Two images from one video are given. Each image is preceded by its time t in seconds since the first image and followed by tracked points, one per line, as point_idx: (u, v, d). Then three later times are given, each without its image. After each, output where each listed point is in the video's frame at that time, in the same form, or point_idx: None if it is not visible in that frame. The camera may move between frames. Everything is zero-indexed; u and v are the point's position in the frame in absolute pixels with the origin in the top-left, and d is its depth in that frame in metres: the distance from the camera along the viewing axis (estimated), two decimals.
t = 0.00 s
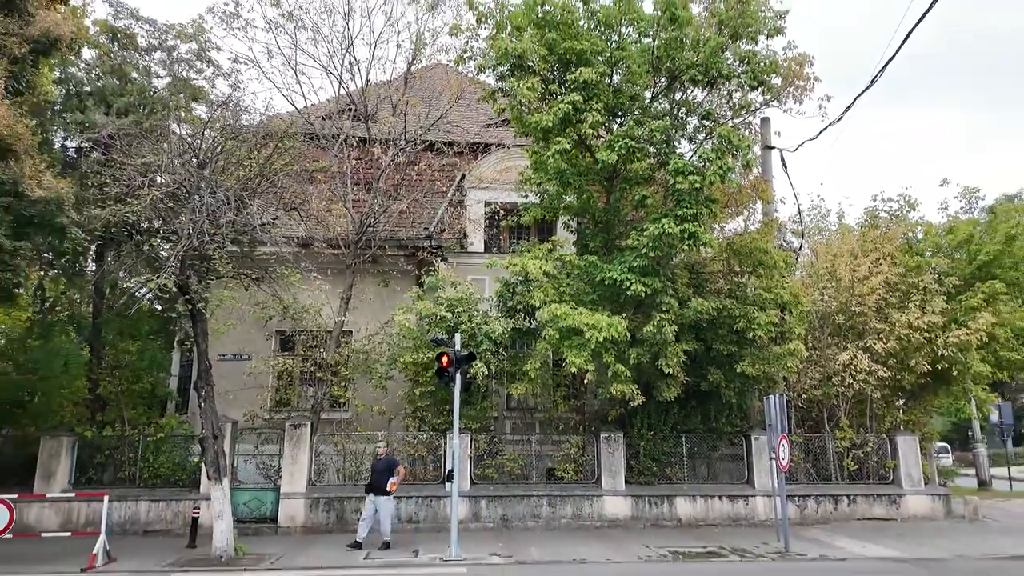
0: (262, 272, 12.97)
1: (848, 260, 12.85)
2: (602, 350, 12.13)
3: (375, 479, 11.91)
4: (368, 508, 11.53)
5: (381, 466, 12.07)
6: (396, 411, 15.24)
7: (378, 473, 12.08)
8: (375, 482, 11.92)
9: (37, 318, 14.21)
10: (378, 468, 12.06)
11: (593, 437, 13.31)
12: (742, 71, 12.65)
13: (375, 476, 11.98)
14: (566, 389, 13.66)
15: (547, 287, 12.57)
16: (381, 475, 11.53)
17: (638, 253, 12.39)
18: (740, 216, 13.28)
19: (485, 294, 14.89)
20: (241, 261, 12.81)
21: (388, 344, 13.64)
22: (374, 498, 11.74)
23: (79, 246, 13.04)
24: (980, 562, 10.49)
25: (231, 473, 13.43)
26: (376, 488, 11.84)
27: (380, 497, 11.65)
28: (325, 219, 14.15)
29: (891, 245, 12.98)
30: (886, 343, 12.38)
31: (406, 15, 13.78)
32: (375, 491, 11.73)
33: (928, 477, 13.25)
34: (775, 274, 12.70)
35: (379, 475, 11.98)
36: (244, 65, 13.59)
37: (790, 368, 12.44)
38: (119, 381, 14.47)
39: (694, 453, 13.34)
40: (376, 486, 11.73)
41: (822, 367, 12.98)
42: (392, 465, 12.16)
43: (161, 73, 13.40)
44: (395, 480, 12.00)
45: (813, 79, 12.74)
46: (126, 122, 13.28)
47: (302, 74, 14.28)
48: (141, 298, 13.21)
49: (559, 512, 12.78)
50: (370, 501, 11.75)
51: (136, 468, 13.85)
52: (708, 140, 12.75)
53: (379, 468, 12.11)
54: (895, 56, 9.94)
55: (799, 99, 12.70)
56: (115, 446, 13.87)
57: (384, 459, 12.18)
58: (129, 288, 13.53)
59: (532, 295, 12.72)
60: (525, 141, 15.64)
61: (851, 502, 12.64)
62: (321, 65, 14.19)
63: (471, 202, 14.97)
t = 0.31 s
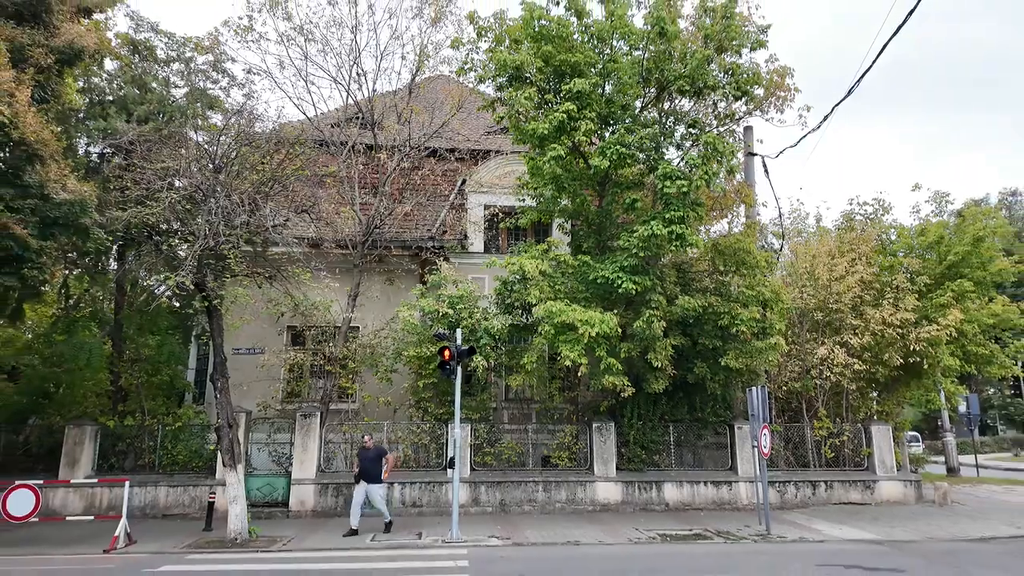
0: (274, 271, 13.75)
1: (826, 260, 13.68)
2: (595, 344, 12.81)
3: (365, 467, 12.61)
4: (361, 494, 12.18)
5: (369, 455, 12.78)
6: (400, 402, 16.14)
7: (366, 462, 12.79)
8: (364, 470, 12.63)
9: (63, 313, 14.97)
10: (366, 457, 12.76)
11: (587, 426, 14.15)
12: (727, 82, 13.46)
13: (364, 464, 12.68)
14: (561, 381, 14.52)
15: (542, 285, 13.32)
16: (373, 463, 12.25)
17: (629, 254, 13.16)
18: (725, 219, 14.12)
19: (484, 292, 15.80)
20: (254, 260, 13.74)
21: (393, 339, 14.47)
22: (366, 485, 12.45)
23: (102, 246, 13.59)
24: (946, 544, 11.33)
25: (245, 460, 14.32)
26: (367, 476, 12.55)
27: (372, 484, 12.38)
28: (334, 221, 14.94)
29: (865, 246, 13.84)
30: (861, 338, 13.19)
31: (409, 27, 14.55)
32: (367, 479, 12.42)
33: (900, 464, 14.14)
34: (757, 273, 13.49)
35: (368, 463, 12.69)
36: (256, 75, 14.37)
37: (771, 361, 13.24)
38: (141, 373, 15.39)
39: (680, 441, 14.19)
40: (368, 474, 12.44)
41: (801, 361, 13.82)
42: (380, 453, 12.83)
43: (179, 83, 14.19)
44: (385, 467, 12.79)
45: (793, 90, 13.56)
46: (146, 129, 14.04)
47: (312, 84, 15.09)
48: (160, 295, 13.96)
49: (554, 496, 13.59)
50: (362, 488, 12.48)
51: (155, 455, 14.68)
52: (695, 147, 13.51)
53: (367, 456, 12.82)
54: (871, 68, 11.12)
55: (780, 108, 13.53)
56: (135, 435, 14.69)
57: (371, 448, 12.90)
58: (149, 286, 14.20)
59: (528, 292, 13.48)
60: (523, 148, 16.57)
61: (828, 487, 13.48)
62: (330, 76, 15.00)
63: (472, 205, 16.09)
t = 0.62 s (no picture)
0: (285, 269, 14.57)
1: (802, 260, 14.68)
2: (587, 338, 13.65)
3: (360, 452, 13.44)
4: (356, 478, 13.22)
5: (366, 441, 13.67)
6: (403, 392, 17.21)
7: (359, 448, 13.69)
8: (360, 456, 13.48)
9: (86, 309, 15.77)
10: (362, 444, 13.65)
11: (578, 415, 15.13)
12: (710, 93, 14.39)
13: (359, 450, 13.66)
14: (554, 372, 15.51)
15: (537, 283, 14.21)
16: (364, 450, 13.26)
17: (618, 253, 14.04)
18: (709, 221, 15.24)
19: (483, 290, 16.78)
20: (267, 258, 14.48)
21: (397, 333, 15.43)
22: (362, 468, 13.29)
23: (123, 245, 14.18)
24: (913, 525, 12.27)
25: (258, 446, 15.26)
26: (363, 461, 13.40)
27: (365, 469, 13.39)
28: (341, 223, 15.83)
29: (839, 247, 14.87)
30: (835, 332, 14.15)
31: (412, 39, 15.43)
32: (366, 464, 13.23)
33: (870, 450, 15.22)
34: (738, 272, 14.43)
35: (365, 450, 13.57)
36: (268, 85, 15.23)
37: (751, 354, 14.18)
38: (161, 366, 16.42)
39: (666, 429, 15.19)
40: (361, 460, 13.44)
41: (779, 354, 14.83)
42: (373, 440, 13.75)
43: (196, 93, 15.06)
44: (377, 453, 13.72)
45: (772, 100, 14.53)
46: (164, 135, 14.88)
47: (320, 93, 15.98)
48: (178, 291, 14.80)
49: (548, 480, 14.53)
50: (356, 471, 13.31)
51: (173, 442, 15.59)
52: (680, 153, 14.41)
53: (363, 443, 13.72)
54: (840, 82, 12.05)
55: (760, 117, 14.50)
56: (154, 423, 15.61)
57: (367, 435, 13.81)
58: (168, 283, 14.94)
59: (524, 290, 14.36)
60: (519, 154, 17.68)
61: (803, 471, 14.46)
62: (337, 85, 15.89)
63: (471, 208, 17.13)
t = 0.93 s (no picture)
0: (292, 266, 15.34)
1: (779, 258, 15.79)
2: (577, 331, 14.50)
3: (358, 441, 13.85)
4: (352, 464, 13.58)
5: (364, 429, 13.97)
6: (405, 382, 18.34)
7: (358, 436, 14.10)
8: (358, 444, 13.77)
9: (104, 303, 16.62)
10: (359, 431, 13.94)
11: (570, 403, 16.12)
12: (694, 101, 15.37)
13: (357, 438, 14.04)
14: (547, 364, 16.57)
15: (530, 280, 15.11)
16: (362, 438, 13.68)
17: (607, 252, 14.90)
18: (692, 221, 16.41)
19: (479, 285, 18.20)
20: (275, 256, 15.11)
21: (398, 326, 16.45)
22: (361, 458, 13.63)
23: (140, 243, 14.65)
24: (882, 505, 13.00)
25: (268, 433, 16.13)
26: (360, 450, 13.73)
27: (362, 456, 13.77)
28: (346, 223, 16.71)
29: (814, 246, 16.03)
30: (809, 326, 15.20)
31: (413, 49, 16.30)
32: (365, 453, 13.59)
33: (841, 436, 16.37)
34: (719, 269, 15.45)
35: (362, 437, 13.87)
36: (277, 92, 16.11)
37: (731, 346, 15.18)
38: (177, 357, 17.47)
39: (651, 416, 16.23)
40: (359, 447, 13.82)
41: (757, 346, 15.96)
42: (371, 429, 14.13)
43: (210, 99, 15.92)
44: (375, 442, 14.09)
45: (751, 109, 15.57)
46: (178, 140, 15.44)
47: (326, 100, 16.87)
48: (192, 287, 15.48)
49: (541, 465, 15.47)
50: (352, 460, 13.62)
51: (188, 429, 16.49)
52: (665, 158, 15.33)
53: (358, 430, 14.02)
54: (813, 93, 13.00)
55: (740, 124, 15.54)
56: (169, 411, 16.51)
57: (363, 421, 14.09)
58: (183, 279, 15.65)
59: (518, 286, 15.27)
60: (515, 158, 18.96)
61: (779, 456, 15.49)
62: (342, 92, 16.78)
63: (470, 209, 18.49)
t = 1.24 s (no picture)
0: (291, 261, 15.66)
1: (759, 255, 16.73)
2: (566, 325, 15.04)
3: (347, 430, 13.99)
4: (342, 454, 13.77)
5: (352, 417, 14.06)
6: (400, 373, 19.14)
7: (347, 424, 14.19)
8: (347, 433, 13.88)
9: (109, 296, 17.01)
10: (348, 420, 14.02)
11: (559, 393, 16.83)
12: (679, 104, 16.05)
13: (346, 427, 14.12)
14: (537, 356, 17.34)
15: (522, 275, 15.65)
16: (352, 427, 13.85)
17: (596, 248, 15.49)
18: (676, 219, 17.37)
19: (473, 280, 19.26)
20: (275, 251, 15.34)
21: (394, 319, 17.23)
22: (353, 447, 13.82)
23: (142, 239, 14.64)
24: (856, 491, 13.56)
25: (268, 422, 16.67)
26: (351, 440, 13.88)
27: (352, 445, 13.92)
28: (344, 219, 17.15)
29: (793, 243, 17.09)
30: (787, 320, 16.07)
31: (409, 52, 16.83)
32: (355, 442, 13.82)
33: (817, 424, 17.26)
34: (702, 266, 16.18)
35: (351, 426, 13.96)
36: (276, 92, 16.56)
37: (713, 339, 15.94)
38: (179, 347, 18.28)
39: (637, 406, 17.00)
40: (349, 436, 13.94)
41: (738, 339, 16.88)
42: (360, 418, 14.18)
43: (211, 100, 16.53)
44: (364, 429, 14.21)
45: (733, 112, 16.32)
46: (180, 138, 15.70)
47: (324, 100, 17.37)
48: (193, 281, 15.65)
49: (531, 452, 16.14)
50: (343, 450, 13.82)
51: (189, 419, 16.94)
52: (651, 158, 15.96)
53: (346, 418, 14.08)
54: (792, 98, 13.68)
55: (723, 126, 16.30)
56: (172, 401, 16.97)
57: (351, 410, 14.16)
58: (184, 273, 15.79)
59: (510, 281, 15.87)
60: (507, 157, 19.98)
61: (758, 443, 16.27)
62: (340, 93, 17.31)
63: (464, 207, 19.48)
